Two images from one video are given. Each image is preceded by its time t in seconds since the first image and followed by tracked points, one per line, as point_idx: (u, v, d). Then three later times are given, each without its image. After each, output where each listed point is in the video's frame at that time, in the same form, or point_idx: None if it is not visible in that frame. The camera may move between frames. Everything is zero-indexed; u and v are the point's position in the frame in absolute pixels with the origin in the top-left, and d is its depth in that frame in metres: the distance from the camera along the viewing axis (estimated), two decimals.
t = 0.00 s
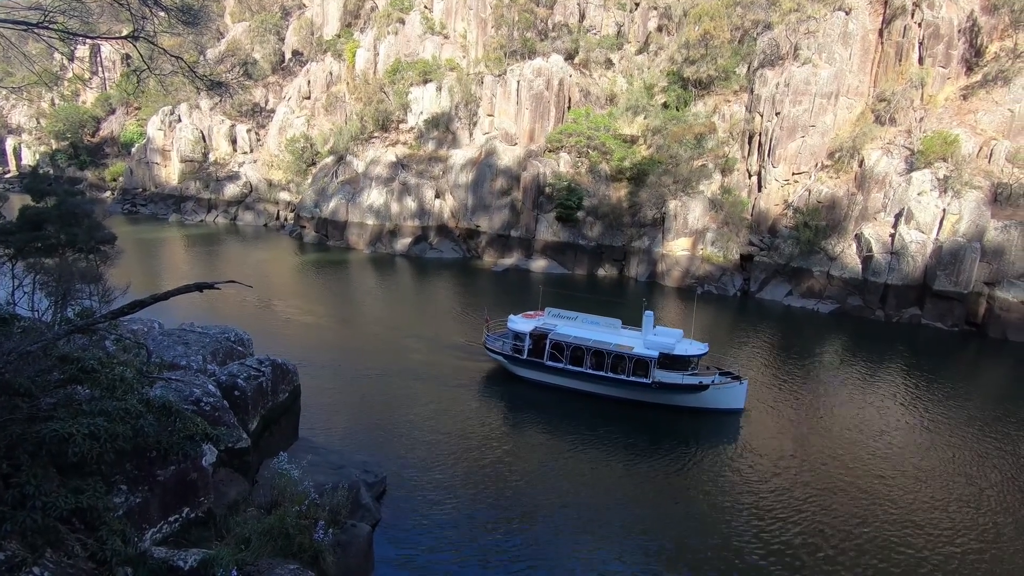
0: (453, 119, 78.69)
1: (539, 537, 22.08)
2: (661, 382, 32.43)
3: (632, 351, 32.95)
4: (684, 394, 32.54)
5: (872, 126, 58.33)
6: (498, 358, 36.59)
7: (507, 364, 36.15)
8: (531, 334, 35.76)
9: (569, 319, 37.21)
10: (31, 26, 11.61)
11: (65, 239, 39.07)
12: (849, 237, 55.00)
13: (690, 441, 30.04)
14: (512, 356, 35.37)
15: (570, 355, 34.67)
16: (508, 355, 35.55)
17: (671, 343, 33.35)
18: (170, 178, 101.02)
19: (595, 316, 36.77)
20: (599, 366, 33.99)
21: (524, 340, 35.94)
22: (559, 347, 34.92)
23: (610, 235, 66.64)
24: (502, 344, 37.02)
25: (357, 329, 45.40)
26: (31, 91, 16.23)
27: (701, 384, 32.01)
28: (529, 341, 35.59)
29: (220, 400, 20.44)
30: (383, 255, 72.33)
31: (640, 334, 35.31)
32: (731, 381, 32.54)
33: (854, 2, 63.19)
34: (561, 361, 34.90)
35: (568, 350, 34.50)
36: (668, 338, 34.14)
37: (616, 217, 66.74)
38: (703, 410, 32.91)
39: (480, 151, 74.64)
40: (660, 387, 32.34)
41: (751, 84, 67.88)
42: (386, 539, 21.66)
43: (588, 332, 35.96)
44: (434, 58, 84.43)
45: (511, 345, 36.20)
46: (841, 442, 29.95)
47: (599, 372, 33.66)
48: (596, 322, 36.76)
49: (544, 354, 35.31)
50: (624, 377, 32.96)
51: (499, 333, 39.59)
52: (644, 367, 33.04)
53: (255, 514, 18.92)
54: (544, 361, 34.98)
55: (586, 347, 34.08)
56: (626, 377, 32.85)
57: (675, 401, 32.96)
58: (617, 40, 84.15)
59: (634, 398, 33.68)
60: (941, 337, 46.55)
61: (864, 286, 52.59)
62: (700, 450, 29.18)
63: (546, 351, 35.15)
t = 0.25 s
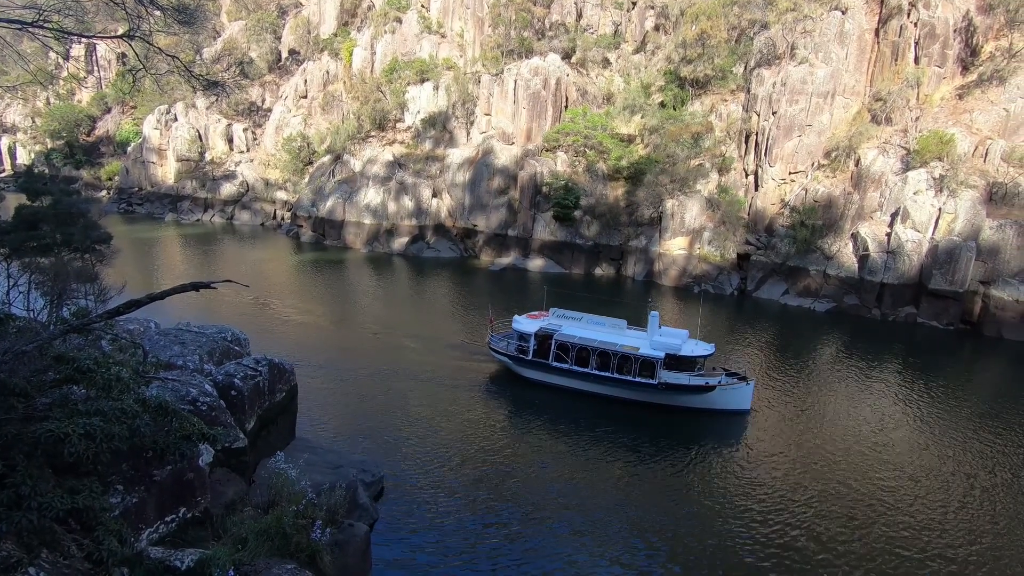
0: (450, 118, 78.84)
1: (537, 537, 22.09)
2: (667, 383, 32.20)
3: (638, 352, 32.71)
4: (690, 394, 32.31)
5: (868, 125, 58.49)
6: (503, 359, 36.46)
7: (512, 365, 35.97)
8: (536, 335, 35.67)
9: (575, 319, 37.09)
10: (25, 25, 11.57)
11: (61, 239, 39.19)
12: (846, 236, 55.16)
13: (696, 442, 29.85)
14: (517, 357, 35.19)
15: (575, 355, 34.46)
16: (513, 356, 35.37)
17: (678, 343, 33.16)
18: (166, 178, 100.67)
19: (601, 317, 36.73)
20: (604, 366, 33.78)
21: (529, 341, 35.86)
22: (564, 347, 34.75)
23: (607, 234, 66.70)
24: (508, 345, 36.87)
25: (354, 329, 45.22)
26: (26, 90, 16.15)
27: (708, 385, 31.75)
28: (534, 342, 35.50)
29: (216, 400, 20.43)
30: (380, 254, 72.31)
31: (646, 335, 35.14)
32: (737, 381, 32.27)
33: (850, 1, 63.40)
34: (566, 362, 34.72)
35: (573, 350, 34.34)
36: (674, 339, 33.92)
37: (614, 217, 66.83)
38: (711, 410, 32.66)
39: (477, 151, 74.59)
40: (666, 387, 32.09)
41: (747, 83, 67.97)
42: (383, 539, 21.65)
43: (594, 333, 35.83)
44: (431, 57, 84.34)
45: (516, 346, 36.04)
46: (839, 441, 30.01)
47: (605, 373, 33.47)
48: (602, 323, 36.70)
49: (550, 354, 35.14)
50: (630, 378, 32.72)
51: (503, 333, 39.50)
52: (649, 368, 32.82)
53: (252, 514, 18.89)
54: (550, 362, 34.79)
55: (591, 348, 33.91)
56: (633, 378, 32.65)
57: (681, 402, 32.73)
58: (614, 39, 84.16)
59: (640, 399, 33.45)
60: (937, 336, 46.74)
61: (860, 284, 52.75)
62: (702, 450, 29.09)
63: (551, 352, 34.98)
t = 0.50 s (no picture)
0: (446, 117, 78.84)
1: (535, 536, 22.12)
2: (673, 384, 32.04)
3: (643, 353, 32.51)
4: (696, 395, 32.19)
5: (863, 125, 58.73)
6: (506, 360, 36.27)
7: (516, 366, 35.80)
8: (540, 335, 35.41)
9: (577, 319, 36.54)
10: (17, 24, 11.53)
11: (55, 238, 38.83)
12: (841, 234, 55.38)
13: (701, 443, 29.78)
14: (522, 358, 35.01)
15: (579, 356, 34.21)
16: (517, 357, 35.20)
17: (683, 344, 32.85)
18: (161, 177, 100.26)
19: (604, 317, 36.15)
20: (609, 367, 33.60)
21: (533, 341, 35.66)
22: (569, 348, 34.50)
23: (604, 233, 66.79)
24: (511, 346, 36.63)
25: (351, 329, 45.03)
26: (19, 88, 16.06)
27: (714, 385, 31.64)
28: (538, 342, 35.27)
29: (212, 400, 20.40)
30: (376, 254, 72.22)
31: (651, 335, 34.77)
32: (743, 382, 32.18)
33: (845, 1, 63.61)
34: (571, 362, 34.50)
35: (578, 351, 34.13)
36: (680, 339, 33.74)
37: (610, 216, 66.89)
38: (716, 411, 32.57)
39: (473, 150, 74.56)
40: (672, 388, 31.93)
41: (743, 83, 68.10)
42: (380, 537, 21.70)
43: (599, 334, 35.26)
44: (427, 56, 84.20)
45: (521, 347, 35.84)
46: (835, 440, 30.06)
47: (609, 373, 33.32)
48: (606, 323, 36.14)
49: (554, 356, 34.87)
50: (635, 379, 32.55)
51: (507, 333, 39.35)
52: (655, 369, 32.54)
53: (248, 514, 18.84)
54: (554, 363, 34.58)
55: (596, 349, 33.64)
56: (638, 379, 32.48)
57: (686, 403, 32.60)
58: (610, 38, 84.17)
59: (646, 400, 33.32)
60: (932, 334, 47.01)
61: (855, 283, 52.96)
62: (703, 450, 29.07)
63: (555, 352, 34.74)
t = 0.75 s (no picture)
0: (441, 116, 78.52)
1: (532, 536, 22.17)
2: (678, 384, 31.97)
3: (648, 353, 32.41)
4: (700, 395, 32.13)
5: (856, 124, 59.00)
6: (509, 360, 36.10)
7: (519, 366, 35.64)
8: (543, 335, 35.19)
9: (581, 319, 36.47)
10: (8, 22, 11.47)
11: (46, 238, 38.80)
12: (834, 233, 55.65)
13: (706, 444, 29.70)
14: (525, 358, 34.84)
15: (583, 356, 34.06)
16: (520, 357, 35.03)
17: (687, 344, 32.84)
18: (154, 177, 99.66)
19: (607, 317, 36.04)
20: (613, 367, 33.45)
21: (536, 341, 35.44)
22: (572, 348, 34.31)
23: (599, 232, 66.91)
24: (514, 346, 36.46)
25: (346, 329, 44.87)
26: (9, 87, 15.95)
27: (718, 385, 31.59)
28: (541, 342, 35.05)
29: (206, 400, 20.33)
30: (371, 253, 72.08)
31: (654, 335, 34.72)
32: (747, 382, 32.16)
33: (838, 1, 63.94)
34: (574, 363, 34.32)
35: (581, 351, 33.97)
36: (684, 339, 33.64)
37: (605, 215, 67.04)
38: (721, 411, 32.52)
39: (468, 149, 74.50)
40: (677, 388, 31.86)
41: (737, 82, 68.26)
42: (376, 536, 21.75)
43: (602, 334, 35.08)
44: (422, 55, 84.02)
45: (523, 347, 35.69)
46: (830, 438, 30.21)
47: (613, 374, 33.20)
48: (609, 323, 36.01)
49: (557, 356, 34.70)
50: (640, 379, 32.44)
51: (509, 333, 39.20)
52: (659, 369, 32.46)
53: (243, 514, 18.78)
54: (558, 363, 34.41)
55: (600, 349, 33.49)
56: (642, 379, 32.36)
57: (690, 403, 32.54)
58: (605, 37, 84.21)
59: (650, 401, 33.22)
60: (925, 332, 47.33)
61: (849, 282, 53.26)
62: (706, 451, 29.04)
63: (559, 353, 34.55)
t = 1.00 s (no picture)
0: (434, 115, 78.69)
1: (526, 535, 22.21)
2: (680, 384, 31.90)
3: (650, 353, 32.29)
4: (703, 395, 32.07)
5: (848, 123, 59.35)
6: (511, 361, 35.95)
7: (520, 367, 35.51)
8: (545, 335, 34.98)
9: (583, 320, 36.32)
10: None
11: (35, 238, 38.48)
12: (826, 231, 55.98)
13: (708, 444, 29.67)
14: (526, 358, 34.71)
15: (585, 357, 33.89)
16: (522, 357, 34.91)
17: (690, 344, 32.77)
18: (145, 176, 98.90)
19: (609, 318, 35.91)
20: (615, 368, 33.31)
21: (537, 342, 35.26)
22: (574, 348, 34.16)
23: (592, 231, 67.03)
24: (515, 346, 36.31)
25: (340, 329, 44.65)
26: None
27: (721, 385, 31.52)
28: (543, 343, 34.84)
29: (199, 400, 20.37)
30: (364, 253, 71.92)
31: (656, 335, 34.65)
32: (750, 382, 32.12)
33: (829, 0, 64.31)
34: (576, 363, 34.15)
35: (584, 352, 33.79)
36: (686, 339, 33.54)
37: (598, 214, 67.13)
38: (723, 411, 32.47)
39: (462, 148, 74.39)
40: (679, 388, 31.80)
41: (730, 81, 68.50)
42: (370, 536, 21.76)
43: (604, 335, 34.93)
44: (415, 54, 83.77)
45: (525, 347, 35.56)
46: (824, 437, 30.30)
47: (615, 374, 33.11)
48: (610, 323, 35.88)
49: (559, 356, 34.56)
50: (642, 379, 32.33)
51: (511, 334, 39.13)
52: (661, 369, 32.39)
53: (235, 515, 18.70)
54: (559, 363, 34.28)
55: (603, 349, 33.37)
56: (645, 379, 32.25)
57: (693, 403, 32.48)
58: (598, 36, 84.26)
59: (652, 401, 33.14)
60: (915, 329, 47.76)
61: (840, 280, 53.61)
62: (708, 451, 29.02)
63: (561, 353, 34.37)
